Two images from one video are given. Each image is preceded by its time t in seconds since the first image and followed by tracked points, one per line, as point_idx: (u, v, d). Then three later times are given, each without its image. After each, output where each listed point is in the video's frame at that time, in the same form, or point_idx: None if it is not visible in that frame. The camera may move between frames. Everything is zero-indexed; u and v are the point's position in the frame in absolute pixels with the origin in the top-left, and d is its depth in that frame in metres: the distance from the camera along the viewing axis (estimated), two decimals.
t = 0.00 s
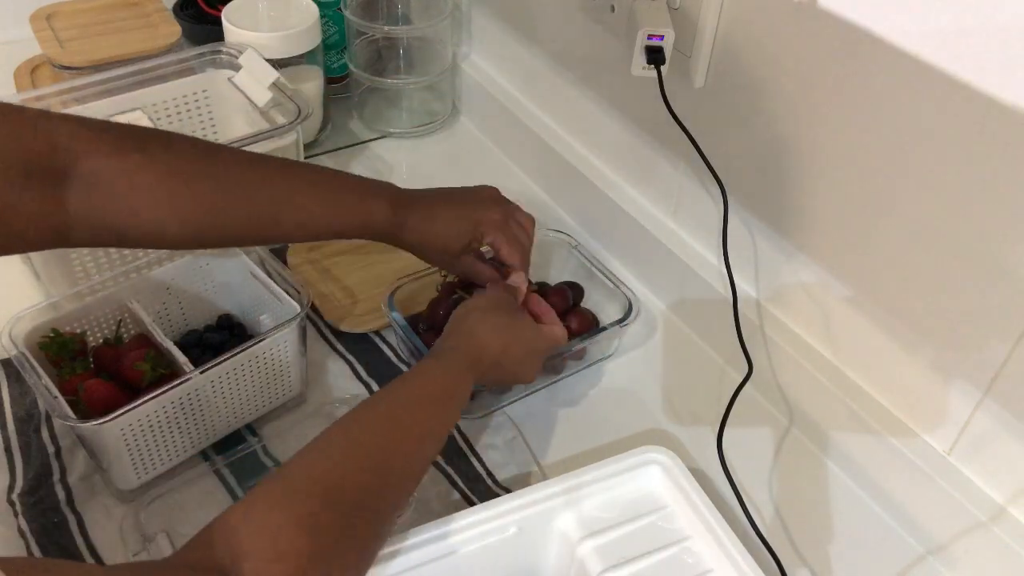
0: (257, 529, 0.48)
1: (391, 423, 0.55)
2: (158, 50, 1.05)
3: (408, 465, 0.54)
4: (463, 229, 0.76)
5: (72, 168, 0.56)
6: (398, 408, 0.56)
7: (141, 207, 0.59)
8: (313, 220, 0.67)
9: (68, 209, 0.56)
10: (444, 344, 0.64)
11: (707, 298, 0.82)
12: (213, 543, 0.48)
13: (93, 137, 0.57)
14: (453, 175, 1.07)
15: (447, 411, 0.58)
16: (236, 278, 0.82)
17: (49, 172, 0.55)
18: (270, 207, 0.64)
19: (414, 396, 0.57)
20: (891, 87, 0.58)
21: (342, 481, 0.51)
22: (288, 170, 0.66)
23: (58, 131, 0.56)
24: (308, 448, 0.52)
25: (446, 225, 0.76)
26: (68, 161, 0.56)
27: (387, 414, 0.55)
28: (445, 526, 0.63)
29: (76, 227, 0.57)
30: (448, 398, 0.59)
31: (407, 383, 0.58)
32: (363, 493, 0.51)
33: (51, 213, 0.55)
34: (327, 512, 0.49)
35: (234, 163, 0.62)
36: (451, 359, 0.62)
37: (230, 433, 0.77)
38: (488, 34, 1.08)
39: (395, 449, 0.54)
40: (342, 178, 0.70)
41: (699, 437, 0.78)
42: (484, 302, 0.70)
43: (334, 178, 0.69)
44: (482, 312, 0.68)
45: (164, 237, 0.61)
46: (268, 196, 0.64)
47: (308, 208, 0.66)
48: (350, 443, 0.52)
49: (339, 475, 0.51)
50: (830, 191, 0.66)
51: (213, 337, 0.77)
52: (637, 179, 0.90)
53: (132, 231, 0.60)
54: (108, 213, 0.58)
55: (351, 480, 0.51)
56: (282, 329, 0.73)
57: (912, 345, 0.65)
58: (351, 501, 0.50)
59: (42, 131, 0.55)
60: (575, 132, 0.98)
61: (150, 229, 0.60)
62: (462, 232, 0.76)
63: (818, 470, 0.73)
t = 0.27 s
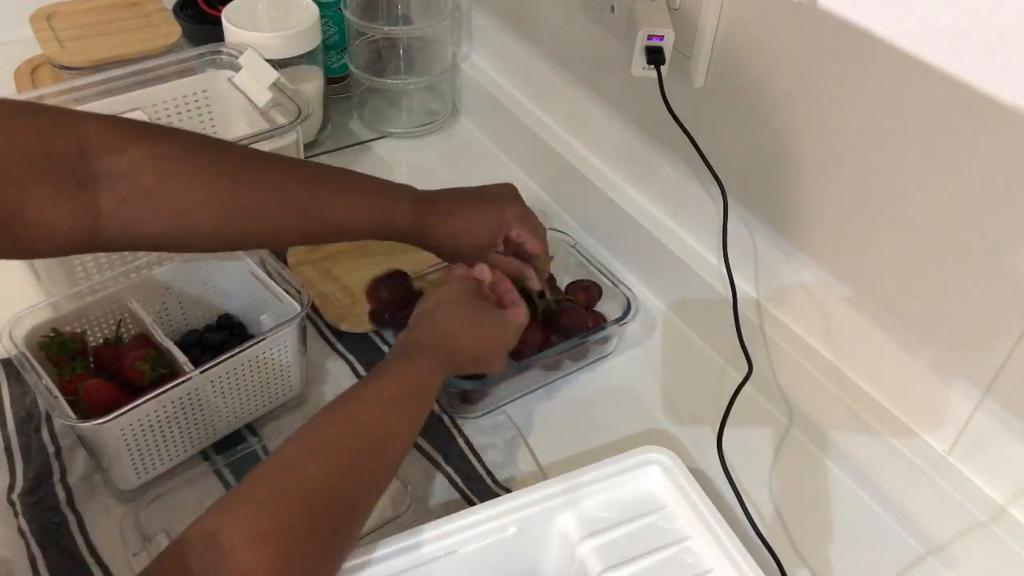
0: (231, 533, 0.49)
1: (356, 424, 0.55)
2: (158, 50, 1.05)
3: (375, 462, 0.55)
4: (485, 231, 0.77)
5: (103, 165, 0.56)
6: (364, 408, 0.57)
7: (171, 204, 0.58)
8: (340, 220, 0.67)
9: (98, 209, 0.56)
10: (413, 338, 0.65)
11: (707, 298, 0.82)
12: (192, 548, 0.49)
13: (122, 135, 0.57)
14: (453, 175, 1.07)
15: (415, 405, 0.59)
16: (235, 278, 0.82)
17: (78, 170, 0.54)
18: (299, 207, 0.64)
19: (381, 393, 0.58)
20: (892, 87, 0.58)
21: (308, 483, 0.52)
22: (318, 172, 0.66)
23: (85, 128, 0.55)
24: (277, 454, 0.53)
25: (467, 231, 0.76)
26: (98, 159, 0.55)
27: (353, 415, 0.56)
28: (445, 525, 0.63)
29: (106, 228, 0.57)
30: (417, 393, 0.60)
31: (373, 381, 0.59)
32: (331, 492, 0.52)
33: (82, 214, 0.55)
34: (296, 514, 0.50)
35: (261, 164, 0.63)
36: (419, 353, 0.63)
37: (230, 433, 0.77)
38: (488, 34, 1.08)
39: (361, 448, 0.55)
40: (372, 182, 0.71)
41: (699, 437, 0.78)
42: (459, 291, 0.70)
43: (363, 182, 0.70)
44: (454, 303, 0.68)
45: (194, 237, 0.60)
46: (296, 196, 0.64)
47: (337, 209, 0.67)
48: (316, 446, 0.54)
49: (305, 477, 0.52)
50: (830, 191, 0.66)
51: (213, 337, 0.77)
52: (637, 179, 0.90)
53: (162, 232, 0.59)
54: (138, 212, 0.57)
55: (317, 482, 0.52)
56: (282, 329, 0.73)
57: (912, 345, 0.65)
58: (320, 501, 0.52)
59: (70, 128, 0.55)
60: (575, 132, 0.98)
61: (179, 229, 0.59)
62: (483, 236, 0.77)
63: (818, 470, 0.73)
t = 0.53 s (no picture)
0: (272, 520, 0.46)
1: (398, 426, 0.53)
2: (158, 49, 1.05)
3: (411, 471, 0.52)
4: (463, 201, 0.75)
5: (100, 166, 0.56)
6: (403, 408, 0.54)
7: (165, 204, 0.59)
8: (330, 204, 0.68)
9: (93, 210, 0.56)
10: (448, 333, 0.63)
11: (707, 298, 0.82)
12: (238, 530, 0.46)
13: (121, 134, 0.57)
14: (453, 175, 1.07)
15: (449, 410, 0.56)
16: (235, 279, 0.82)
17: (77, 172, 0.55)
18: (291, 198, 0.65)
19: (420, 391, 0.56)
20: (892, 87, 0.58)
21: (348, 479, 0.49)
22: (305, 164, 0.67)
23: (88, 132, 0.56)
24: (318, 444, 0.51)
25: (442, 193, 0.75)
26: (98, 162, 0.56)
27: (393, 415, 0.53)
28: (445, 526, 0.63)
29: (100, 226, 0.58)
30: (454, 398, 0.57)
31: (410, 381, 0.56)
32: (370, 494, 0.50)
33: (77, 212, 0.56)
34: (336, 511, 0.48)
35: (257, 162, 0.64)
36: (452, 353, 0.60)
37: (230, 433, 0.77)
38: (488, 34, 1.08)
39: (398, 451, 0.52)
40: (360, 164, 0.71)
41: (699, 437, 0.78)
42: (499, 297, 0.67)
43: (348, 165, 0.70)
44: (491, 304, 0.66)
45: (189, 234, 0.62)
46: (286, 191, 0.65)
47: (326, 194, 0.67)
48: (358, 443, 0.51)
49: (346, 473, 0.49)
50: (830, 191, 0.66)
51: (213, 337, 0.77)
52: (637, 179, 0.90)
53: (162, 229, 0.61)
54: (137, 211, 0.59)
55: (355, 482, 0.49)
56: (282, 329, 0.73)
57: (912, 345, 0.65)
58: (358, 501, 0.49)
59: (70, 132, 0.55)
60: (575, 132, 0.98)
61: (171, 226, 0.60)
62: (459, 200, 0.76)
63: (818, 470, 0.73)
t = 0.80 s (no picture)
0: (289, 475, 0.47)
1: (415, 379, 0.53)
2: (158, 50, 1.05)
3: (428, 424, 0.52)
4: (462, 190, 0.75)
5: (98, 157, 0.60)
6: (419, 362, 0.54)
7: (159, 197, 0.63)
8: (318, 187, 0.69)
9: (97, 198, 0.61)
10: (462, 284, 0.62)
11: (707, 298, 0.82)
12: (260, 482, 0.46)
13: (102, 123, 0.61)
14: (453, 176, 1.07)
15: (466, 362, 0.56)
16: (235, 279, 0.82)
17: (75, 166, 0.59)
18: (277, 186, 0.67)
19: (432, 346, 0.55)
20: (892, 87, 0.58)
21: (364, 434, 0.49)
22: (288, 146, 0.68)
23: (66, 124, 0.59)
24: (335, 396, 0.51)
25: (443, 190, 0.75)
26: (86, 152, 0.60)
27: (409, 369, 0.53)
28: (446, 526, 0.63)
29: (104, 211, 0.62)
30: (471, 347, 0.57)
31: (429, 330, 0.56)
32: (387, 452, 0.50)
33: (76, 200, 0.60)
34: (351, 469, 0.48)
35: (250, 152, 0.66)
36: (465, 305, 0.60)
37: (231, 433, 0.77)
38: (488, 34, 1.08)
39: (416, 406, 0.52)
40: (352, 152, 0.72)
41: (699, 437, 0.78)
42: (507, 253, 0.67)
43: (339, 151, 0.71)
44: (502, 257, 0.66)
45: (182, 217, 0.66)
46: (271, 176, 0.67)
47: (318, 185, 0.69)
48: (374, 396, 0.51)
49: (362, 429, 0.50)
50: (830, 191, 0.66)
51: (213, 337, 0.77)
52: (637, 179, 0.90)
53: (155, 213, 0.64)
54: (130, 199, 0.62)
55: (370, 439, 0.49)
56: (282, 330, 0.73)
57: (912, 345, 0.65)
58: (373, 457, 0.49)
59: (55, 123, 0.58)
60: (575, 132, 0.98)
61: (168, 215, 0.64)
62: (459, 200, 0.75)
63: (817, 470, 0.73)
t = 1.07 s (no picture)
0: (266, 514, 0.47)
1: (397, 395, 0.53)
2: (158, 49, 1.05)
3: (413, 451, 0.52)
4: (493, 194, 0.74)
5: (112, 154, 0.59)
6: (403, 389, 0.53)
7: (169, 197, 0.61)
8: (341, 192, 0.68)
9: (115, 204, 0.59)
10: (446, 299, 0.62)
11: (707, 298, 0.82)
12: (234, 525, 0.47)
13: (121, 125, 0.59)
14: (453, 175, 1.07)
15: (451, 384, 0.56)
16: (235, 279, 0.82)
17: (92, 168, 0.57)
18: (298, 186, 0.65)
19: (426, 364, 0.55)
20: (892, 87, 0.58)
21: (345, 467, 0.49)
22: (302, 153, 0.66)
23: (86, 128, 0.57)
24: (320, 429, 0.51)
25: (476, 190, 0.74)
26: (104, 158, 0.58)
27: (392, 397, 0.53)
28: (445, 526, 0.63)
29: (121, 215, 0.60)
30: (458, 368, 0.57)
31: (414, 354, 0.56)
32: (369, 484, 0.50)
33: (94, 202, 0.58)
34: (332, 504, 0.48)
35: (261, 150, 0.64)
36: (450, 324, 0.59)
37: (230, 433, 0.77)
38: (488, 34, 1.08)
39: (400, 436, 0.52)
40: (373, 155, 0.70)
41: (699, 437, 0.78)
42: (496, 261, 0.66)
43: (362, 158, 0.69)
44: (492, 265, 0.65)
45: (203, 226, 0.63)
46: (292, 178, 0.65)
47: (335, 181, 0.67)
48: (356, 429, 0.51)
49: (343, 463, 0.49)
50: (829, 190, 0.66)
51: (213, 337, 0.77)
52: (637, 179, 0.90)
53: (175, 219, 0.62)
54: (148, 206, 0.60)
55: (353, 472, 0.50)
56: (282, 329, 0.73)
57: (912, 345, 0.65)
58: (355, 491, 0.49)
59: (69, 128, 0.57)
60: (575, 132, 0.98)
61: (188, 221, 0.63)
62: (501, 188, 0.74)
63: (818, 470, 0.73)
